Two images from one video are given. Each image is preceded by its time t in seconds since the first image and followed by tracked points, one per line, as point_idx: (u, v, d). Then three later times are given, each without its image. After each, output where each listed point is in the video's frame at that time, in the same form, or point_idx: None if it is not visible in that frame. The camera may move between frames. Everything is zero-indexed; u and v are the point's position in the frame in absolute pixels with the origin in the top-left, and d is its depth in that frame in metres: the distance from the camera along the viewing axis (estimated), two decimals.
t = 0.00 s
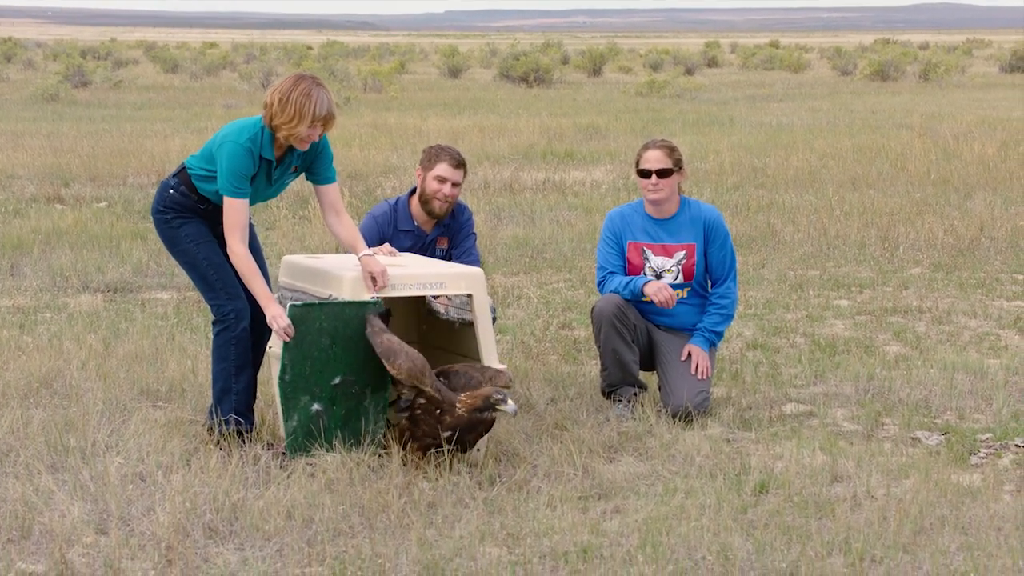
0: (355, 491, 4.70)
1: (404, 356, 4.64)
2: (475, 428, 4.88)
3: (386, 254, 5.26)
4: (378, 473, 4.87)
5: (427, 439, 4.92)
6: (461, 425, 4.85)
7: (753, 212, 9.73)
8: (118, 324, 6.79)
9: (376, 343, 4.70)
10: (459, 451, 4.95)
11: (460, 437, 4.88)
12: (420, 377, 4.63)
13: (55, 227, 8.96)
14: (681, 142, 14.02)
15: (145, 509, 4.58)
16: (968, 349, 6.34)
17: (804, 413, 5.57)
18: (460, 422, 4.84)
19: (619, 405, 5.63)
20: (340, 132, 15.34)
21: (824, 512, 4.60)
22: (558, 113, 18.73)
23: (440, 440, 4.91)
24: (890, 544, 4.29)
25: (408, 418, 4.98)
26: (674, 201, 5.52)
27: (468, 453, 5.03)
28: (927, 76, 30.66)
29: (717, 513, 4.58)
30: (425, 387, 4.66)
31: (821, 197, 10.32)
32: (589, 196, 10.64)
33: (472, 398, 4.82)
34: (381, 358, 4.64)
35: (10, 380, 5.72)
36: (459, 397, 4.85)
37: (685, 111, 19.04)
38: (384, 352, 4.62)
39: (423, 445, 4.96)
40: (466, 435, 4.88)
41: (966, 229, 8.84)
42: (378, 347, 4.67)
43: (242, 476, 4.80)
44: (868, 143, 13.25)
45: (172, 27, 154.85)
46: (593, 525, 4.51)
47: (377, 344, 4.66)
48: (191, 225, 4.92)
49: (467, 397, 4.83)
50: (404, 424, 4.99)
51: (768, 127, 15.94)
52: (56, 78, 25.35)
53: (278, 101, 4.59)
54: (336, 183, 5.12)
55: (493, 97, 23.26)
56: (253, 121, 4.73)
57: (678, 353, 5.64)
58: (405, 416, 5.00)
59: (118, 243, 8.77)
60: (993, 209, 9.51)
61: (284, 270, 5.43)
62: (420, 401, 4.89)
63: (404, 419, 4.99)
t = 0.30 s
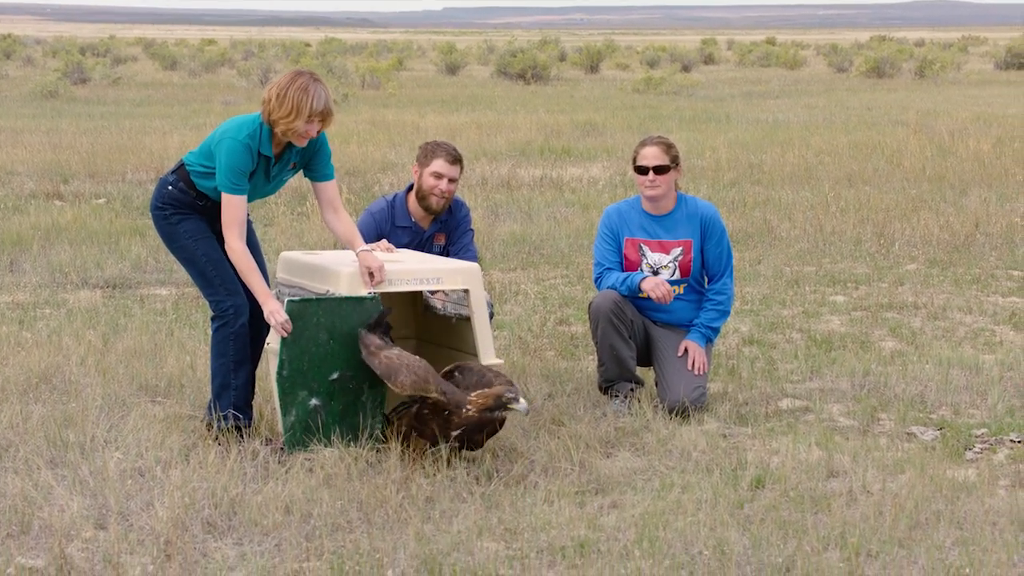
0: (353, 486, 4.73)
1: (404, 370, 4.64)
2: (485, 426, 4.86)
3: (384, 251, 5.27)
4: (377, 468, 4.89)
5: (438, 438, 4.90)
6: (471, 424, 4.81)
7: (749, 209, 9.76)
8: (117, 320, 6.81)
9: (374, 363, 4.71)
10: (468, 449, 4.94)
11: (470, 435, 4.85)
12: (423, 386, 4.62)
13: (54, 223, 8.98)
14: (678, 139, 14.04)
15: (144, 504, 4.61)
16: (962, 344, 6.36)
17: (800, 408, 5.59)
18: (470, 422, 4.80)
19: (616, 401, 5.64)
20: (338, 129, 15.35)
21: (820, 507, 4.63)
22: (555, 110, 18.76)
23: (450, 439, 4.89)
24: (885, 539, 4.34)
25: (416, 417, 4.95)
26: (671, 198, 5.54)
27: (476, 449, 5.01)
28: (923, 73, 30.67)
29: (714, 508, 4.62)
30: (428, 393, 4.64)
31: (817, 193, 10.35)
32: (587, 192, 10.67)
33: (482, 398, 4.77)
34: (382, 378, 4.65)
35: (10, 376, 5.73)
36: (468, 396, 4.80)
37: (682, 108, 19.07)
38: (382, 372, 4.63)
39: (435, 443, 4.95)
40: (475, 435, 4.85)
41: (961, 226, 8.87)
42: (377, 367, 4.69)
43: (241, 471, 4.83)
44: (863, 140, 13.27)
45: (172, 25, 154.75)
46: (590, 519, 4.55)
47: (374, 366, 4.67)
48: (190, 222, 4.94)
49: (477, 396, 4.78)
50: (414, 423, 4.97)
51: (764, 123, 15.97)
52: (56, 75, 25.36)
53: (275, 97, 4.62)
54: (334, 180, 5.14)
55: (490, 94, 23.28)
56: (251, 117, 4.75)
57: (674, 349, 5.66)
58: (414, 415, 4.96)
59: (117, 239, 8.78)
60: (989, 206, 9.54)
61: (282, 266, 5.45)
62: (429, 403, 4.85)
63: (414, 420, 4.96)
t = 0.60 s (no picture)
0: (351, 480, 4.76)
1: (422, 370, 4.67)
2: (504, 416, 4.76)
3: (381, 246, 5.28)
4: (373, 462, 4.92)
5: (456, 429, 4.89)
6: (488, 415, 4.73)
7: (745, 204, 9.78)
8: (115, 314, 6.82)
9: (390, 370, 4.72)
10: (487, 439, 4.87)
11: (487, 426, 4.77)
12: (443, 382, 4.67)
13: (52, 218, 8.99)
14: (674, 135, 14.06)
15: (142, 498, 4.63)
16: (957, 339, 6.38)
17: (796, 402, 5.60)
18: (487, 413, 4.71)
19: (613, 395, 5.66)
20: (336, 124, 15.37)
21: (816, 501, 4.67)
22: (552, 105, 18.78)
23: (468, 430, 4.86)
24: (880, 532, 4.38)
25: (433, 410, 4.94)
26: (667, 193, 5.54)
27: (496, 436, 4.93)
28: (918, 68, 30.69)
29: (709, 502, 4.66)
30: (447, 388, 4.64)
31: (813, 188, 10.37)
32: (583, 187, 10.69)
33: (501, 389, 4.67)
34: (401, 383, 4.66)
35: (8, 370, 5.75)
36: (487, 387, 4.72)
37: (678, 103, 19.09)
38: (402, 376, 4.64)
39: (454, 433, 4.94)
40: (493, 425, 4.78)
41: (957, 220, 8.89)
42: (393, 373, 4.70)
43: (239, 466, 4.85)
44: (859, 135, 13.29)
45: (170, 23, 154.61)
46: (587, 513, 4.60)
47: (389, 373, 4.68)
48: (187, 217, 4.96)
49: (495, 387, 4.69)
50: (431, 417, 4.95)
51: (760, 119, 15.98)
52: (54, 71, 25.39)
53: (272, 92, 4.64)
54: (332, 176, 5.16)
55: (487, 89, 23.31)
56: (249, 114, 4.77)
57: (670, 344, 5.69)
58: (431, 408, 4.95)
59: (116, 235, 8.80)
60: (983, 201, 9.56)
61: (279, 261, 5.47)
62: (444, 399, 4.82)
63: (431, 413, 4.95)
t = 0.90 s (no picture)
0: (350, 472, 4.81)
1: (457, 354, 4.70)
2: (528, 402, 4.79)
3: (380, 240, 5.32)
4: (372, 455, 4.97)
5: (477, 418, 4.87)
6: (514, 400, 4.75)
7: (740, 199, 9.83)
8: (116, 308, 6.86)
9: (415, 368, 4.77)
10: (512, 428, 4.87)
11: (512, 411, 4.78)
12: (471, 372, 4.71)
13: (54, 213, 9.03)
14: (670, 130, 14.11)
15: (143, 490, 4.68)
16: (950, 333, 6.42)
17: (791, 395, 5.65)
18: (513, 397, 4.73)
19: (609, 388, 5.71)
20: (335, 120, 15.40)
21: (810, 493, 4.73)
22: (549, 101, 18.82)
23: (492, 418, 4.84)
24: (874, 524, 4.45)
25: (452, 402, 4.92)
26: (664, 188, 5.58)
27: (520, 428, 4.94)
28: (912, 65, 30.72)
29: (705, 494, 4.72)
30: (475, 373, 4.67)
31: (808, 183, 10.42)
32: (580, 182, 10.73)
33: (529, 376, 4.71)
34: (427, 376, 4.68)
35: (10, 363, 5.80)
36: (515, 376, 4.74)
37: (674, 99, 19.13)
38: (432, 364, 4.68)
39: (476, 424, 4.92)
40: (518, 411, 4.79)
41: (950, 214, 8.94)
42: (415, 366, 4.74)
43: (239, 458, 4.91)
44: (853, 131, 13.33)
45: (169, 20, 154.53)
46: (583, 506, 4.68)
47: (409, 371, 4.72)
48: (188, 212, 5.00)
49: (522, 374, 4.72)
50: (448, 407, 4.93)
51: (755, 115, 16.03)
52: (54, 67, 25.44)
53: (272, 88, 4.69)
54: (330, 172, 5.20)
55: (485, 85, 23.37)
56: (249, 110, 4.81)
57: (667, 338, 5.73)
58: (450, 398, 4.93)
59: (117, 229, 8.84)
60: (977, 196, 9.61)
61: (279, 255, 5.52)
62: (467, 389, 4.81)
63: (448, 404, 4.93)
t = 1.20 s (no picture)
0: (350, 463, 4.88)
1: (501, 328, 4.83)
2: (557, 389, 4.87)
3: (380, 234, 5.38)
4: (372, 445, 5.04)
5: (503, 400, 4.96)
6: (545, 382, 4.85)
7: (735, 194, 9.90)
8: (120, 302, 6.93)
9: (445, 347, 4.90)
10: (538, 413, 4.94)
11: (541, 394, 4.87)
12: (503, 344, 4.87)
13: (58, 207, 9.10)
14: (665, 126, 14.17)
15: (146, 480, 4.75)
16: (942, 325, 6.49)
17: (785, 387, 5.72)
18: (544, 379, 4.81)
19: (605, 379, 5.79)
20: (335, 116, 15.46)
21: (804, 483, 4.81)
22: (547, 98, 18.89)
23: (520, 399, 4.93)
24: (866, 514, 4.53)
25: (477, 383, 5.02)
26: (660, 183, 5.64)
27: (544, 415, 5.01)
28: (904, 62, 30.79)
29: (700, 484, 4.80)
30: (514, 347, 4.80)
31: (801, 178, 10.49)
32: (577, 177, 10.80)
33: (562, 360, 4.77)
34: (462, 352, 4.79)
35: (15, 356, 5.86)
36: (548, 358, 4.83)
37: (670, 95, 19.20)
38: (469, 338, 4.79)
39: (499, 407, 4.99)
40: (547, 393, 4.87)
41: (942, 209, 9.01)
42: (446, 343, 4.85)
43: (240, 449, 4.97)
44: (846, 127, 13.39)
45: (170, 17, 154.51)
46: (580, 496, 4.77)
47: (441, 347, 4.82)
48: (190, 206, 5.08)
49: (555, 359, 4.78)
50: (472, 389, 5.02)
51: (749, 111, 16.11)
52: (59, 64, 25.54)
53: (273, 84, 4.75)
54: (331, 167, 5.26)
55: (482, 82, 23.45)
56: (252, 105, 4.88)
57: (663, 331, 5.80)
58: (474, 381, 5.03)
59: (120, 224, 8.91)
60: (968, 191, 9.68)
61: (280, 249, 5.59)
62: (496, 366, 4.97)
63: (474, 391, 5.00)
